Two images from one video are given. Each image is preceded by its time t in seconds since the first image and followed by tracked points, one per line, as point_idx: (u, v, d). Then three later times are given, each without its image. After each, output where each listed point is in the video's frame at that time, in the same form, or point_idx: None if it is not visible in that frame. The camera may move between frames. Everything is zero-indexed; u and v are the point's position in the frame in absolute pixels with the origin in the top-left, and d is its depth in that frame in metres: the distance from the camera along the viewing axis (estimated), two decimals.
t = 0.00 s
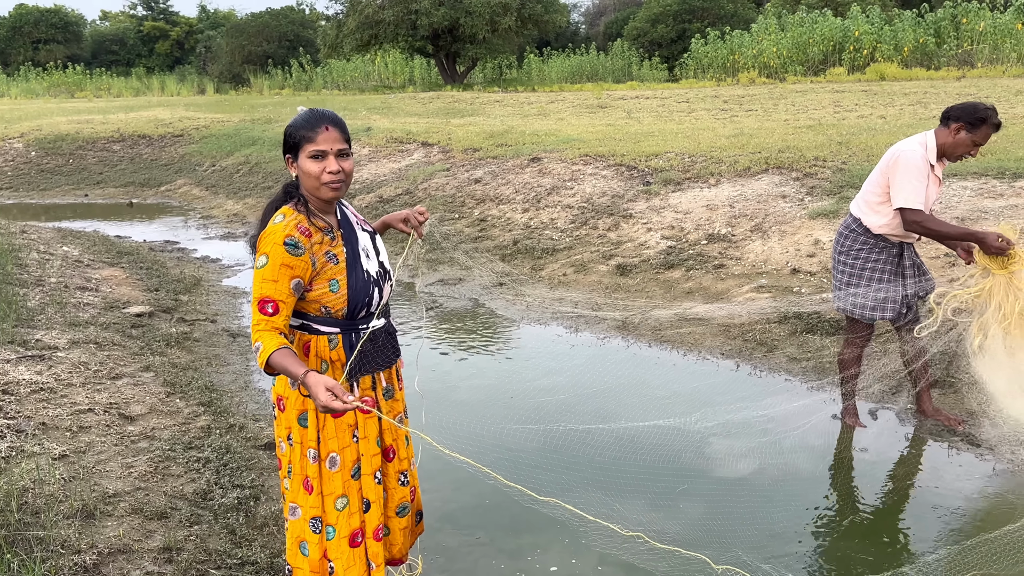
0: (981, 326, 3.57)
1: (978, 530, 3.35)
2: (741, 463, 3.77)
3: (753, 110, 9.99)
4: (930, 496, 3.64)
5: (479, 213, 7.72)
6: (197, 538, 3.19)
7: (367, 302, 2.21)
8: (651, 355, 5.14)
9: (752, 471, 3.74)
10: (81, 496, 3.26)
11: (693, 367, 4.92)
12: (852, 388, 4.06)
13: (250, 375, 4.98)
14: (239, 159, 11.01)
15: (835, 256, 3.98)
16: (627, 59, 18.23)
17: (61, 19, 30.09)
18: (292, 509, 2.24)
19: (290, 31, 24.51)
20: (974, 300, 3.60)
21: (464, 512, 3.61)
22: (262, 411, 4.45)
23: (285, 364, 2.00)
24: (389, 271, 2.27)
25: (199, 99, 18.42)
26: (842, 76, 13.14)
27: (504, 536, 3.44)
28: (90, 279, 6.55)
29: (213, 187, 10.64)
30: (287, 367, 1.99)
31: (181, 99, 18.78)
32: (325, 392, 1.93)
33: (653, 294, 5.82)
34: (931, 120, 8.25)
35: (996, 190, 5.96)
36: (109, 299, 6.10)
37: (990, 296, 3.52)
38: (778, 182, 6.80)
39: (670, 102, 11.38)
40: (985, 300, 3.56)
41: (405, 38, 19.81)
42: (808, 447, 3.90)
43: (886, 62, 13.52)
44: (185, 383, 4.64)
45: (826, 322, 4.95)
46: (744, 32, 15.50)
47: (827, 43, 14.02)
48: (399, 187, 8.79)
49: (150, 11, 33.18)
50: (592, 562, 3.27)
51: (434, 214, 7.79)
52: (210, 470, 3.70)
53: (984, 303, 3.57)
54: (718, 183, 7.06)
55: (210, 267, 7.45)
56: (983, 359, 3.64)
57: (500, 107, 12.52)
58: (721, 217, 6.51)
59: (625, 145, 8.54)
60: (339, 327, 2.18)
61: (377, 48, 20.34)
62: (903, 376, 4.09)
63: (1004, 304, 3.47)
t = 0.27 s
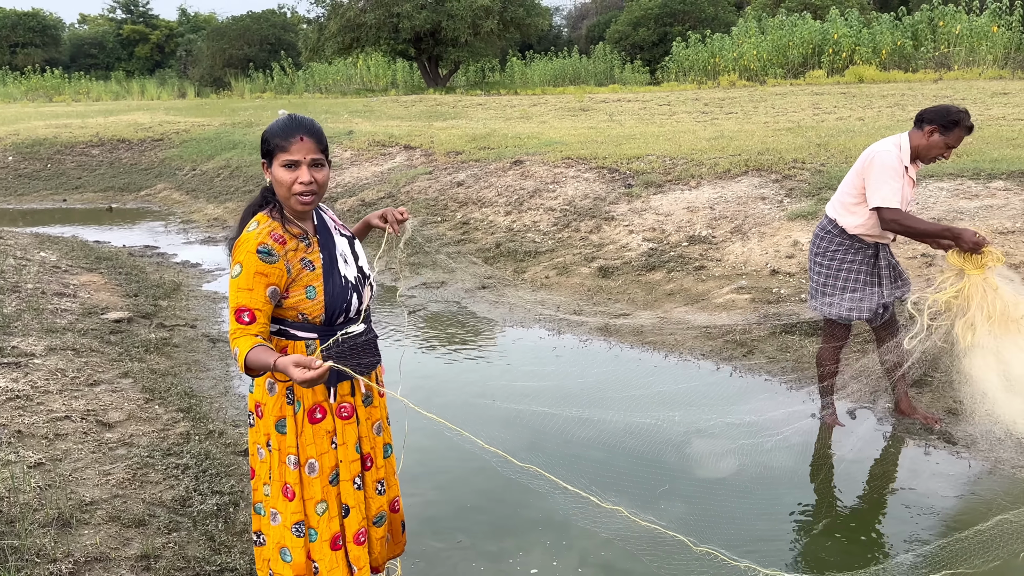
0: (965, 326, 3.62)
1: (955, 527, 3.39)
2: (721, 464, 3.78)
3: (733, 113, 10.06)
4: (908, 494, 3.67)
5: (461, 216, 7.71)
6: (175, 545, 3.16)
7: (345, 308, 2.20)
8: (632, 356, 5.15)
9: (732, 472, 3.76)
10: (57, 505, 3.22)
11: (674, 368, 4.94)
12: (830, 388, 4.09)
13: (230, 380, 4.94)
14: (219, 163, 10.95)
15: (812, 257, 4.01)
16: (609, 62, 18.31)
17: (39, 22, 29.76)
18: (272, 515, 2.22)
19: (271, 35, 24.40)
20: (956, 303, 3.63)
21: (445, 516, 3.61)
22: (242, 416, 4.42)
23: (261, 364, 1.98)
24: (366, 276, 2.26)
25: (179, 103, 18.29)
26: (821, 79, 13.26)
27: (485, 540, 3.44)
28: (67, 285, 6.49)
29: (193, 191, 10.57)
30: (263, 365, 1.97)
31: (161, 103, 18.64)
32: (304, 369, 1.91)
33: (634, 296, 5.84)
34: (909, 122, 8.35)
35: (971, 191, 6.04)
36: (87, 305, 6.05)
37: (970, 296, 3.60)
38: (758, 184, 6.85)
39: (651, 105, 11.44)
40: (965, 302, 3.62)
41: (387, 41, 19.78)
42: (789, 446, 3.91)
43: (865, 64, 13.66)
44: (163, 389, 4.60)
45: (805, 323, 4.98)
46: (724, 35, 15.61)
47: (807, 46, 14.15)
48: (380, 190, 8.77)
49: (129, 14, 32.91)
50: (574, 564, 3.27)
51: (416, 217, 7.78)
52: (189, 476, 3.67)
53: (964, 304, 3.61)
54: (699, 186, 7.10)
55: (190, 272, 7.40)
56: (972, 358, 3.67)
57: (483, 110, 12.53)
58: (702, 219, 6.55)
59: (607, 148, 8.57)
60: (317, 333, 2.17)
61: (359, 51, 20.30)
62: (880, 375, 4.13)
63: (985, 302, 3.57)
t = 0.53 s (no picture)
0: (942, 315, 3.60)
1: (935, 526, 3.42)
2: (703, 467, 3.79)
3: (715, 117, 10.12)
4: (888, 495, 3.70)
5: (445, 220, 7.71)
6: (154, 554, 3.14)
7: (326, 317, 2.19)
8: (616, 359, 5.16)
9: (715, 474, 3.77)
10: (34, 514, 3.19)
11: (657, 371, 4.95)
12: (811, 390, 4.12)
13: (211, 387, 4.91)
14: (201, 168, 10.88)
15: (790, 261, 4.04)
16: (592, 66, 18.38)
17: (17, 26, 29.39)
18: (251, 524, 2.18)
19: (254, 39, 24.28)
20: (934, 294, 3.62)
21: (427, 521, 3.60)
22: (223, 423, 4.40)
23: (242, 376, 1.97)
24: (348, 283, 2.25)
25: (160, 107, 18.16)
26: (802, 83, 13.37)
27: (468, 545, 3.43)
28: (46, 291, 6.42)
29: (175, 196, 10.50)
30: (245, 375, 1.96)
31: (142, 107, 18.51)
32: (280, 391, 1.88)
33: (617, 300, 5.86)
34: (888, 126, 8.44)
35: (949, 194, 6.11)
36: (66, 311, 5.99)
37: (948, 285, 3.58)
38: (739, 188, 6.89)
39: (634, 109, 11.49)
40: (942, 292, 3.60)
41: (370, 45, 19.75)
42: (771, 448, 3.92)
43: (845, 68, 13.79)
44: (143, 396, 4.56)
45: (787, 325, 5.01)
46: (706, 40, 15.71)
47: (788, 50, 14.27)
48: (364, 195, 8.75)
49: (110, 17, 32.66)
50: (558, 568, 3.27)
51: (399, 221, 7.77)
52: (169, 484, 3.64)
53: (944, 294, 3.59)
54: (681, 189, 7.14)
55: (171, 277, 7.34)
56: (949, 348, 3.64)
57: (466, 114, 12.53)
58: (684, 222, 6.59)
59: (590, 152, 8.60)
60: (297, 342, 2.16)
61: (342, 55, 20.25)
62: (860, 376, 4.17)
63: (963, 292, 3.54)
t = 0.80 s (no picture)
0: (933, 307, 3.66)
1: (925, 528, 3.44)
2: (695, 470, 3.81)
3: (705, 121, 10.18)
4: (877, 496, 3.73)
5: (436, 224, 7.72)
6: (145, 559, 3.12)
7: (321, 322, 2.18)
8: (607, 362, 5.18)
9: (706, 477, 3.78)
10: (23, 520, 3.17)
11: (648, 374, 4.97)
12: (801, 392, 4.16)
13: (201, 392, 4.89)
14: (190, 172, 10.84)
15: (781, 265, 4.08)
16: (582, 70, 18.45)
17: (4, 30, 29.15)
18: (244, 529, 2.18)
19: (243, 42, 24.22)
20: (927, 284, 3.68)
21: (420, 526, 3.59)
22: (214, 428, 4.38)
23: (233, 382, 1.96)
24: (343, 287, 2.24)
25: (149, 111, 18.08)
26: (791, 87, 13.47)
27: (461, 549, 3.43)
28: (35, 296, 6.38)
29: (164, 200, 10.45)
30: (235, 380, 1.95)
31: (131, 111, 18.43)
32: (270, 399, 1.88)
33: (608, 303, 5.88)
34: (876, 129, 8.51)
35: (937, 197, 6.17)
36: (55, 316, 5.95)
37: (942, 277, 3.63)
38: (729, 192, 6.93)
39: (624, 113, 11.54)
40: (934, 283, 3.66)
41: (360, 49, 19.75)
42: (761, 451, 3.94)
43: (833, 72, 13.90)
44: (133, 401, 4.54)
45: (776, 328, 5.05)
46: (695, 44, 15.79)
47: (776, 54, 14.38)
48: (354, 198, 8.74)
49: (98, 21, 32.52)
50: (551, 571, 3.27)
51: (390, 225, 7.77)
52: (160, 489, 3.62)
53: (936, 285, 3.65)
54: (671, 193, 7.17)
55: (161, 282, 7.31)
56: (934, 340, 3.70)
57: (457, 118, 12.55)
58: (674, 226, 6.62)
59: (580, 156, 8.63)
60: (292, 345, 2.16)
61: (332, 59, 20.24)
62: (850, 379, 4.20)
63: (955, 285, 3.61)
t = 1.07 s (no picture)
0: (943, 304, 3.70)
1: (924, 530, 3.45)
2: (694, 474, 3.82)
3: (702, 124, 10.21)
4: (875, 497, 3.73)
5: (434, 228, 7.73)
6: (146, 563, 3.12)
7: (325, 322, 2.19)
8: (605, 364, 5.19)
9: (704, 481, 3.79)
10: (24, 523, 3.18)
11: (646, 376, 4.98)
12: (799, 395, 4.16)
13: (201, 395, 4.89)
14: (188, 175, 10.85)
15: (780, 269, 4.09)
16: (580, 74, 18.51)
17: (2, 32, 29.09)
18: (248, 533, 2.18)
19: (241, 46, 24.24)
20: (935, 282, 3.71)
21: (419, 529, 3.59)
22: (213, 432, 4.38)
23: (252, 359, 1.94)
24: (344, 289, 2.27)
25: (147, 115, 18.08)
26: (788, 91, 13.52)
27: (460, 552, 3.43)
28: (33, 299, 6.38)
29: (162, 204, 10.46)
30: (253, 353, 1.94)
31: (129, 114, 18.43)
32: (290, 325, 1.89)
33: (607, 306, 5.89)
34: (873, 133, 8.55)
35: (934, 201, 6.20)
36: (54, 319, 5.95)
37: (949, 274, 3.66)
38: (727, 195, 6.96)
39: (621, 116, 11.57)
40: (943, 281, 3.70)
41: (358, 53, 19.77)
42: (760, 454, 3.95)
43: (831, 76, 13.95)
44: (133, 404, 4.54)
45: (774, 332, 5.07)
46: (693, 48, 15.84)
47: (773, 59, 14.43)
48: (352, 202, 8.74)
49: (96, 24, 32.52)
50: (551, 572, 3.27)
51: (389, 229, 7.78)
52: (160, 492, 3.63)
53: (944, 283, 3.68)
54: (669, 197, 7.19)
55: (159, 285, 7.31)
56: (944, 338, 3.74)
57: (455, 122, 12.57)
58: (672, 229, 6.65)
59: (579, 159, 8.66)
60: (296, 348, 2.16)
61: (329, 62, 20.26)
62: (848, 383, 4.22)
63: (963, 281, 3.63)
